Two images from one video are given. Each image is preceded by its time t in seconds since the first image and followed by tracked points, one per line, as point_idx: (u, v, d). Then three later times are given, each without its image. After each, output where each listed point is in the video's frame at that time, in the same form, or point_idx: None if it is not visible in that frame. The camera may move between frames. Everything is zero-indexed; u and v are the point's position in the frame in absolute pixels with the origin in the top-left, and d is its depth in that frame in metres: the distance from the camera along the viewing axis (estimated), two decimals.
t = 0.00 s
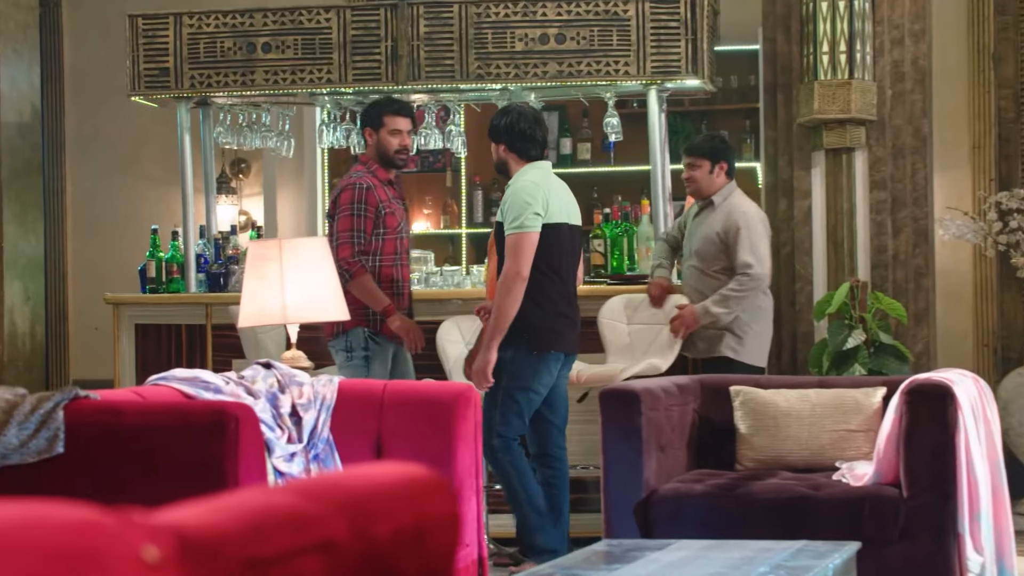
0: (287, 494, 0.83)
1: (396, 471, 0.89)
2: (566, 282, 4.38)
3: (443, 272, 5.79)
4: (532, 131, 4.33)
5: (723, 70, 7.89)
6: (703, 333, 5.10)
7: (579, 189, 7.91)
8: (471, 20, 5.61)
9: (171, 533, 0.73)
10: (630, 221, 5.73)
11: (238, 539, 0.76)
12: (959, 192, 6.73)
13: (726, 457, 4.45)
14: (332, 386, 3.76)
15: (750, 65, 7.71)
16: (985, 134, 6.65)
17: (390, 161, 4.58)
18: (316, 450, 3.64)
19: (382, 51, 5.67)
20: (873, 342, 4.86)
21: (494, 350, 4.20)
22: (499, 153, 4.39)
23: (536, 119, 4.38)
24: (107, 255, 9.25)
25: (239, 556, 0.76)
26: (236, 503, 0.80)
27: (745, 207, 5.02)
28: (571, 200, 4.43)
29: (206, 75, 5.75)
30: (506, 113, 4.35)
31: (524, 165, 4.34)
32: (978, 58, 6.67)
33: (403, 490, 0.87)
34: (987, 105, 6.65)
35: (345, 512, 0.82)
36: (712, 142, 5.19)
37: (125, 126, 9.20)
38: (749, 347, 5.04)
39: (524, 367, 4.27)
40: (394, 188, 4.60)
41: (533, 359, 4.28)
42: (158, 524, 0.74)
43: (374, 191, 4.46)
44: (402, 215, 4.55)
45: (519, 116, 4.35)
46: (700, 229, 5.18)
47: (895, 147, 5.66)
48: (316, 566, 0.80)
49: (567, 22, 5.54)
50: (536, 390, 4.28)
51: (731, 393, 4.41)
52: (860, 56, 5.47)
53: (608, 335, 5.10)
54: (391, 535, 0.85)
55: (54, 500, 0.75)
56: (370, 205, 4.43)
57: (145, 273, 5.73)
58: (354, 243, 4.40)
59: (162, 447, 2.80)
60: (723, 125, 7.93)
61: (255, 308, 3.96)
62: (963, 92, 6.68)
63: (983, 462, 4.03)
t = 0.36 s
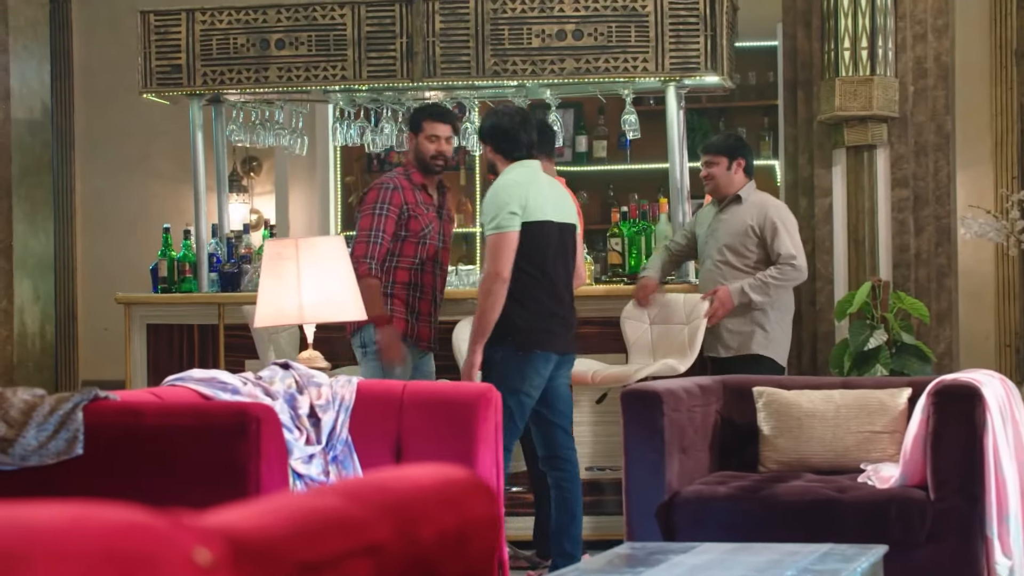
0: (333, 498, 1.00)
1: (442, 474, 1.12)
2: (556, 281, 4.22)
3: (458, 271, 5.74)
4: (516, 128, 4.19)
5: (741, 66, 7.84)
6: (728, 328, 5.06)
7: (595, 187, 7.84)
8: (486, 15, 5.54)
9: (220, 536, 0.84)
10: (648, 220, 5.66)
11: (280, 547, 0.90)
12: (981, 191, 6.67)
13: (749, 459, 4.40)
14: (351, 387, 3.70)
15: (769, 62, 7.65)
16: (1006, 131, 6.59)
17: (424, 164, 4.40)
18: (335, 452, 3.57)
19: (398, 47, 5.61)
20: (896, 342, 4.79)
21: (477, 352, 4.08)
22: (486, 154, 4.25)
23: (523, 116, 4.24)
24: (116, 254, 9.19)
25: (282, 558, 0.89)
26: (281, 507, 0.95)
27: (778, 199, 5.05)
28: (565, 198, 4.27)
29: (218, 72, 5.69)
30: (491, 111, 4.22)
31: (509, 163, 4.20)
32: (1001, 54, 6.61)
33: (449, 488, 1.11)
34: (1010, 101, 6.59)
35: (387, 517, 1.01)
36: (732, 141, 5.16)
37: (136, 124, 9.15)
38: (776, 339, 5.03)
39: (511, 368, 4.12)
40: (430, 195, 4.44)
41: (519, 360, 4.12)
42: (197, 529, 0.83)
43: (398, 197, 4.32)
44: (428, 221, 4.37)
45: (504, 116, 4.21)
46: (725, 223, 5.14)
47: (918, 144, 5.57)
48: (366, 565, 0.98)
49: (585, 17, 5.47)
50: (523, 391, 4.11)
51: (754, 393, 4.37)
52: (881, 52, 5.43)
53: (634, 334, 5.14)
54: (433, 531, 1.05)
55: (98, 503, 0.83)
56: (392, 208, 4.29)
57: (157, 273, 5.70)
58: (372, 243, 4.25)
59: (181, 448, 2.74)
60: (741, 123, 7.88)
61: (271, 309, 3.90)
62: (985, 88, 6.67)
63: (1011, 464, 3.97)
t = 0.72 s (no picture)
0: (363, 499, 0.89)
1: (471, 475, 0.97)
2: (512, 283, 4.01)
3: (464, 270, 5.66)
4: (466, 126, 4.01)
5: (750, 63, 7.78)
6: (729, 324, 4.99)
7: (601, 185, 7.80)
8: (492, 11, 5.47)
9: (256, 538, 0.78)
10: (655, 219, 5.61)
11: (324, 548, 0.81)
12: (993, 189, 6.61)
13: (761, 461, 4.34)
14: (358, 388, 3.62)
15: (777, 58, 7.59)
16: (1017, 128, 6.53)
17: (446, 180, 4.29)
18: (343, 454, 3.50)
19: (402, 43, 5.54)
20: (908, 342, 4.71)
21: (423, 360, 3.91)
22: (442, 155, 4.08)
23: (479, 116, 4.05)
24: (116, 254, 9.11)
25: (327, 558, 0.81)
26: (311, 509, 0.86)
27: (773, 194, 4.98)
28: (524, 199, 4.04)
29: (220, 69, 5.63)
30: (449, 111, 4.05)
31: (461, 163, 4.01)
32: (1013, 50, 6.55)
33: (480, 491, 0.95)
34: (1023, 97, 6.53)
35: (421, 520, 0.89)
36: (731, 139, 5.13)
37: (135, 121, 9.07)
38: (777, 337, 4.96)
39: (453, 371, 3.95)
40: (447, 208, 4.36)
41: (462, 365, 3.97)
42: (234, 533, 0.78)
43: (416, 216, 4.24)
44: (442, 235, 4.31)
45: (455, 115, 4.04)
46: (721, 221, 5.08)
47: (929, 142, 5.53)
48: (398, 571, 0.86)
49: (591, 13, 5.41)
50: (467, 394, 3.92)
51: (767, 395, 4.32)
52: (893, 48, 5.43)
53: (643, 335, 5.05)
54: (465, 536, 0.91)
55: (142, 506, 0.80)
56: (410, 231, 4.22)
57: (156, 273, 5.63)
58: (385, 257, 4.20)
59: (189, 449, 2.66)
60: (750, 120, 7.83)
61: (276, 310, 3.82)
62: (996, 84, 6.62)
63: None
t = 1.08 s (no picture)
0: (410, 501, 0.65)
1: (497, 477, 0.69)
2: (461, 281, 4.00)
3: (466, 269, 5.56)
4: (419, 124, 4.00)
5: (756, 58, 7.76)
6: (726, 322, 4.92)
7: (604, 182, 7.80)
8: (495, 6, 5.39)
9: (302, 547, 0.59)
10: (661, 217, 5.53)
11: (353, 555, 0.60)
12: (1003, 186, 6.56)
13: (772, 463, 4.26)
14: (363, 390, 3.52)
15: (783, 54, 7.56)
16: None
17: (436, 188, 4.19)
18: (347, 456, 3.40)
19: (404, 38, 5.45)
20: (918, 343, 4.64)
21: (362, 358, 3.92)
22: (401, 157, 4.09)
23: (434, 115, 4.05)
24: (111, 252, 9.02)
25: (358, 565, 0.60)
26: (334, 513, 0.63)
27: (765, 189, 4.92)
28: (474, 199, 4.01)
29: (218, 64, 5.53)
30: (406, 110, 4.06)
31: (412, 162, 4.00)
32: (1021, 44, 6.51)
33: (505, 491, 0.67)
34: None
35: (480, 525, 0.65)
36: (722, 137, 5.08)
37: (130, 117, 8.98)
38: (775, 334, 4.89)
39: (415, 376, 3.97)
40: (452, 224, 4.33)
41: (426, 365, 3.98)
42: (266, 537, 0.57)
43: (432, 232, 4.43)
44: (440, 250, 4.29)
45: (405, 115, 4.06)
46: (715, 220, 5.02)
47: (940, 138, 5.55)
48: None
49: (596, 7, 5.33)
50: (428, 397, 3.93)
51: (778, 396, 4.25)
52: (903, 43, 5.44)
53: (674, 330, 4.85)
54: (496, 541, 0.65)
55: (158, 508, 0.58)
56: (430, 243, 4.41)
57: (152, 271, 5.53)
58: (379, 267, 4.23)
59: (194, 452, 2.60)
60: (754, 116, 7.79)
61: (277, 309, 3.72)
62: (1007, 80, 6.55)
63: None
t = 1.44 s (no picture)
0: (426, 507, 0.87)
1: (525, 479, 0.93)
2: (401, 282, 4.10)
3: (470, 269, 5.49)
4: (376, 125, 4.13)
5: (764, 54, 7.75)
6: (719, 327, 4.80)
7: (609, 181, 7.78)
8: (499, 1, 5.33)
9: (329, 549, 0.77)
10: (667, 216, 5.46)
11: (387, 556, 0.81)
12: (1016, 183, 6.51)
13: (783, 465, 4.20)
14: (369, 391, 3.46)
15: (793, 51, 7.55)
16: None
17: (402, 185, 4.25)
18: (353, 458, 3.35)
19: (407, 34, 5.38)
20: (929, 344, 4.57)
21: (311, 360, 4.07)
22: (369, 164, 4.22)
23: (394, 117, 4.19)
24: (108, 251, 8.94)
25: (391, 565, 0.81)
26: (375, 518, 0.85)
27: (749, 191, 4.77)
28: (426, 203, 4.12)
29: (219, 61, 5.45)
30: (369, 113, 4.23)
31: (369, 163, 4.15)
32: None
33: (535, 495, 0.91)
34: None
35: (482, 526, 0.87)
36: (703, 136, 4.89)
37: (128, 114, 8.90)
38: (763, 337, 4.76)
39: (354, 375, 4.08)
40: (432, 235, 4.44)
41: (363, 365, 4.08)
42: (300, 540, 0.76)
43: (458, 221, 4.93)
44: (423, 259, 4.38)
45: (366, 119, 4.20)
46: (702, 221, 4.89)
47: (951, 136, 5.57)
48: None
49: (602, 3, 5.28)
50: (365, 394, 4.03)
51: (789, 397, 4.19)
52: (914, 39, 5.44)
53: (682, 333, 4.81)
54: (525, 543, 0.88)
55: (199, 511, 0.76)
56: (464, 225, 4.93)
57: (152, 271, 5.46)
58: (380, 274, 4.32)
59: (201, 453, 2.57)
60: (762, 114, 7.76)
61: (282, 309, 3.65)
62: (1020, 75, 6.50)
63: None
